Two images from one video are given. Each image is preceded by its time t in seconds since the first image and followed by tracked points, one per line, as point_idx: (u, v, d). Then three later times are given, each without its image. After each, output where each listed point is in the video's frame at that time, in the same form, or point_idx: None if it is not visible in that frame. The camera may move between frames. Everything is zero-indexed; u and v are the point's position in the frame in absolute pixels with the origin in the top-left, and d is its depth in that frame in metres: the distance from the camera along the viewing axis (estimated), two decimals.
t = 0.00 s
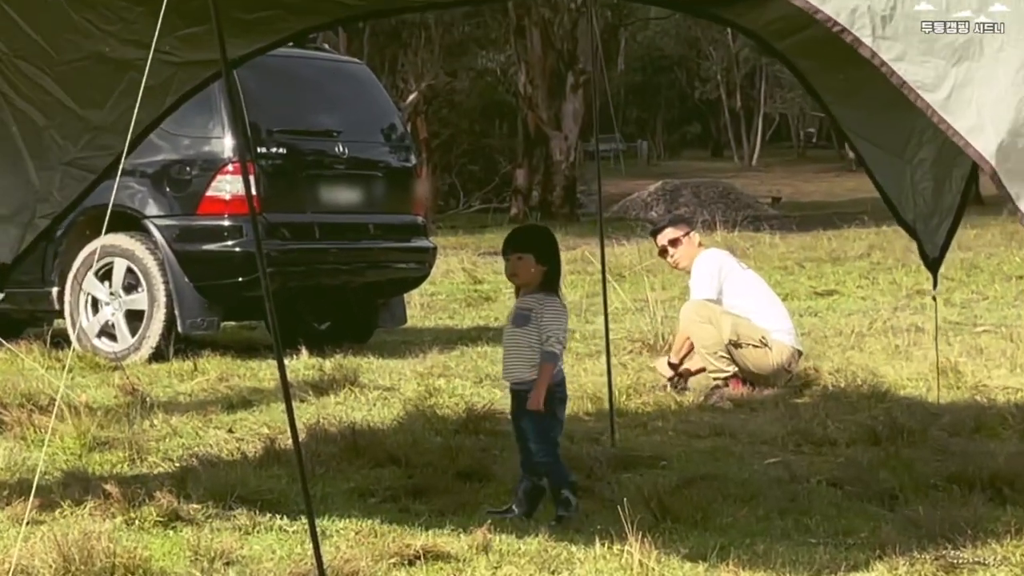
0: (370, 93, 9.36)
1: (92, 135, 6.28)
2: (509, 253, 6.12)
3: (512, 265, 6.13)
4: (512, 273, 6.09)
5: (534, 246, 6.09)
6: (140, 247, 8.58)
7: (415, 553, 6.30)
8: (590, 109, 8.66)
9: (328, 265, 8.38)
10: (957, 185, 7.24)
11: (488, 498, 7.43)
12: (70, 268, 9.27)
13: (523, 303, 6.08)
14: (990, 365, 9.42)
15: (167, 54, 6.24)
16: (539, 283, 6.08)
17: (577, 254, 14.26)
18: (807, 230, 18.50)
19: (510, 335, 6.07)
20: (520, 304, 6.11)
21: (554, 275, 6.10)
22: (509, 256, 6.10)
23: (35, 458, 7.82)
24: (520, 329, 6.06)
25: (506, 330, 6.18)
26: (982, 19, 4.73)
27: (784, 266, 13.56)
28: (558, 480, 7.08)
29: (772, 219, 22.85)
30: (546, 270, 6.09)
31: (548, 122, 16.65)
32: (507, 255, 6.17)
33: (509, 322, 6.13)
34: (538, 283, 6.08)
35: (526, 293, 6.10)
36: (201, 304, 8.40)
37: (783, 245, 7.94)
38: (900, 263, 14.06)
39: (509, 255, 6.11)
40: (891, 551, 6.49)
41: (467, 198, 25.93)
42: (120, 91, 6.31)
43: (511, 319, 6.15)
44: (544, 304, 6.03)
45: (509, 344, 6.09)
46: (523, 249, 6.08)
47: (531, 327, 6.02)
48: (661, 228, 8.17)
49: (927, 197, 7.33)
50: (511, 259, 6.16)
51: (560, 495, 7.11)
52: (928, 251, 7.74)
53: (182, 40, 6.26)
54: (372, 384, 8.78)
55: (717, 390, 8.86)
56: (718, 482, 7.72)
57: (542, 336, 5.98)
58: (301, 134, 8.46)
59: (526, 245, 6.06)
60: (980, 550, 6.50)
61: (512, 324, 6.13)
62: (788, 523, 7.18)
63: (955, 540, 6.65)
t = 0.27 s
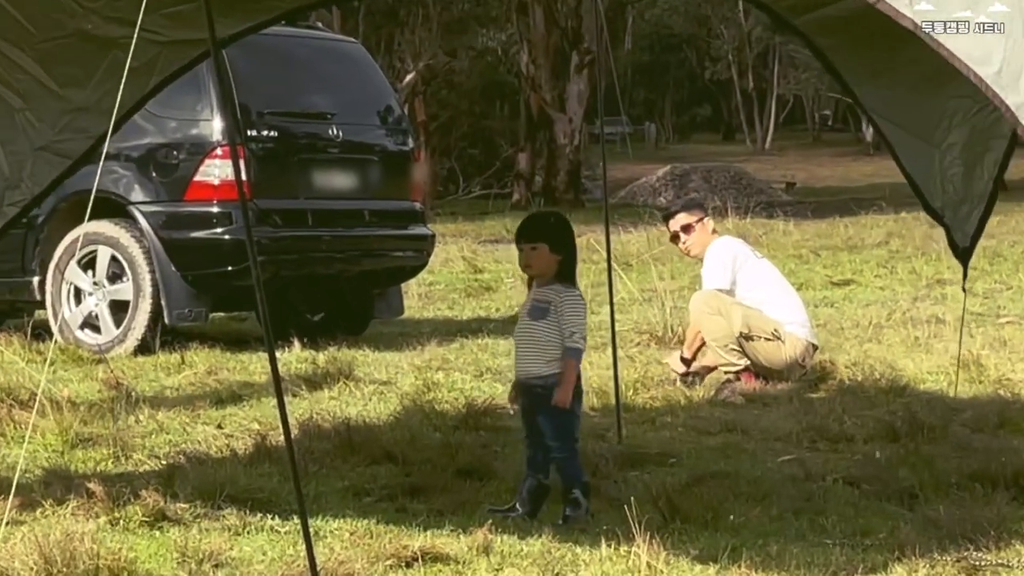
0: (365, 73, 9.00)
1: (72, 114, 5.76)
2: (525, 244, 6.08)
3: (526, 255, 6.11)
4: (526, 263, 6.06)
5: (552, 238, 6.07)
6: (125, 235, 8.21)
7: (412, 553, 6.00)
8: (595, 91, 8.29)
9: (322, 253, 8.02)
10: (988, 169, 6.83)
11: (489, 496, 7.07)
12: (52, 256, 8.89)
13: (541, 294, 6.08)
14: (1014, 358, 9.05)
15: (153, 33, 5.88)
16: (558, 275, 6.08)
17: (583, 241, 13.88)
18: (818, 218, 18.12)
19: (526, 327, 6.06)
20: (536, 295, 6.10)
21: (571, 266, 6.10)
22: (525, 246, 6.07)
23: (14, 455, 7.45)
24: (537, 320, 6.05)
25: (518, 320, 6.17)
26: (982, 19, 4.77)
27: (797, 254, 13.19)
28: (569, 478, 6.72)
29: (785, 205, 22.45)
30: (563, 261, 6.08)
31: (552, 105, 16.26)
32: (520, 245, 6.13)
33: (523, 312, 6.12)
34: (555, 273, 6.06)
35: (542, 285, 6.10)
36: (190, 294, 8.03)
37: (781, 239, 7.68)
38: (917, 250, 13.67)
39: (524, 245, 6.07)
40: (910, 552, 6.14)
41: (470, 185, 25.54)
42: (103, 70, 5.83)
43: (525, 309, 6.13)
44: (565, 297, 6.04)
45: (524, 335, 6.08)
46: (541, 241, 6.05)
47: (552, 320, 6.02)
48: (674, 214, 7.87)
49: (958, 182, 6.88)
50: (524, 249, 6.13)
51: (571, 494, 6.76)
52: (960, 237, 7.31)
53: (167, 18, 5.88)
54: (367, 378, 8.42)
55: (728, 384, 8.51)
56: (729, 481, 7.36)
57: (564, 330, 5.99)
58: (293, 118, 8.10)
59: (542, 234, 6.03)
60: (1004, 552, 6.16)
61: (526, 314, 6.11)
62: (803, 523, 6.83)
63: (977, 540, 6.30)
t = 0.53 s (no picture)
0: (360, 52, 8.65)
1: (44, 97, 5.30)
2: (539, 235, 5.79)
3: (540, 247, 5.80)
4: (540, 257, 5.78)
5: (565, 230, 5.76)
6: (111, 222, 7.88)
7: (410, 555, 5.89)
8: (600, 72, 7.96)
9: (316, 241, 7.69)
10: None
11: (490, 495, 6.74)
12: (33, 244, 8.55)
13: (554, 288, 5.78)
14: None
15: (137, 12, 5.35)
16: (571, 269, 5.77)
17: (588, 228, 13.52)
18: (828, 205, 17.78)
19: (540, 323, 5.78)
20: (550, 289, 5.80)
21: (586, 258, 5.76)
22: (537, 239, 5.79)
23: None
24: (550, 315, 5.76)
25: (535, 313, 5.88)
26: (982, 20, 4.48)
27: (809, 243, 12.85)
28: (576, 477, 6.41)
29: (795, 193, 22.10)
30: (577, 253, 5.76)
31: (556, 89, 15.91)
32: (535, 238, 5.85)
33: (539, 306, 5.83)
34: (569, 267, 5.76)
35: (557, 278, 5.79)
36: (177, 283, 7.71)
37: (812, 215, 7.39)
38: (935, 240, 13.32)
39: (537, 238, 5.78)
40: (931, 553, 5.82)
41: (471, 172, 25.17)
42: (80, 52, 5.37)
43: (540, 303, 5.84)
44: (577, 293, 5.71)
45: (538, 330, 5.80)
46: (553, 233, 5.75)
47: (563, 317, 5.72)
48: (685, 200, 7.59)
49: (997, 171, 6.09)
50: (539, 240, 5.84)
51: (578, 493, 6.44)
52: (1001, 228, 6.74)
53: None
54: (363, 372, 8.08)
55: (740, 378, 8.17)
56: (740, 478, 7.03)
57: (575, 328, 5.67)
58: (285, 99, 7.77)
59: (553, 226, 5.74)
60: None
61: (541, 308, 5.83)
62: (819, 523, 6.50)
63: (999, 541, 5.98)
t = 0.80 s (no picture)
0: (356, 32, 8.33)
1: (11, 82, 4.95)
2: (534, 218, 5.45)
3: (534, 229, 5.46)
4: (535, 243, 5.43)
5: (563, 213, 5.44)
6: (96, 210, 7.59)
7: (407, 554, 5.50)
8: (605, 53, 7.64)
9: (310, 229, 7.38)
10: None
11: (491, 493, 6.44)
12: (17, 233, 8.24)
13: (549, 274, 5.45)
14: None
15: None
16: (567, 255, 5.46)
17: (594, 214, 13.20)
18: (840, 191, 17.43)
19: (530, 308, 5.45)
20: (539, 273, 5.47)
21: (581, 243, 5.47)
22: (534, 222, 5.45)
23: None
24: (544, 302, 5.43)
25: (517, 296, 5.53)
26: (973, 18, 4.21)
27: (822, 230, 12.52)
28: (567, 473, 6.08)
29: (804, 179, 21.76)
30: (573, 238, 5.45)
31: (561, 72, 15.58)
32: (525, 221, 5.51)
33: (525, 290, 5.49)
34: (565, 254, 5.46)
35: (550, 263, 5.47)
36: (166, 274, 7.43)
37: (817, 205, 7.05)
38: (953, 226, 12.99)
39: (532, 222, 5.44)
40: (951, 554, 5.52)
41: (474, 158, 24.85)
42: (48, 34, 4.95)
43: (527, 286, 5.49)
44: (577, 281, 5.42)
45: (525, 315, 5.46)
46: (552, 217, 5.42)
47: (562, 306, 5.40)
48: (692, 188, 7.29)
49: None
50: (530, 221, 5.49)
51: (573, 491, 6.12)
52: None
53: None
54: (359, 364, 7.77)
55: (751, 372, 7.86)
56: (751, 476, 6.72)
57: (575, 317, 5.39)
58: (277, 81, 7.45)
59: (553, 213, 5.42)
60: None
61: (527, 292, 5.48)
62: (835, 524, 6.19)
63: None
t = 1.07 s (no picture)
0: (351, 13, 8.03)
1: None
2: (536, 206, 5.17)
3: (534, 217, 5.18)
4: (537, 232, 5.15)
5: (566, 201, 5.17)
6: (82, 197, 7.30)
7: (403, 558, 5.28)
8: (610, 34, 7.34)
9: (304, 217, 7.10)
10: None
11: (492, 492, 6.15)
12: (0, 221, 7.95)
13: (550, 264, 5.17)
14: None
15: None
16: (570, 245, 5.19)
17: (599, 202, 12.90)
18: (855, 178, 17.09)
19: (531, 300, 5.16)
20: (540, 263, 5.19)
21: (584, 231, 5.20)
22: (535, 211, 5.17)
23: None
24: (546, 293, 5.14)
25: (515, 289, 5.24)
26: None
27: (837, 219, 12.20)
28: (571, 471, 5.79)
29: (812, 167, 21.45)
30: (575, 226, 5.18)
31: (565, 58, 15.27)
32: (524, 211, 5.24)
33: (524, 282, 5.20)
34: (567, 244, 5.18)
35: (551, 253, 5.19)
36: (155, 265, 7.13)
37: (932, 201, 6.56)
38: (970, 215, 12.68)
39: (534, 210, 5.16)
40: (972, 556, 5.23)
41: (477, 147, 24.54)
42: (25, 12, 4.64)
43: (526, 278, 5.21)
44: (580, 271, 5.13)
45: (526, 307, 5.18)
46: (555, 205, 5.15)
47: (564, 296, 5.12)
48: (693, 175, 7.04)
49: None
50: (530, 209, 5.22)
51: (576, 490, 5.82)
52: None
53: None
54: (355, 358, 7.48)
55: (763, 366, 7.57)
56: (762, 474, 6.43)
57: (578, 308, 5.10)
58: (269, 64, 7.16)
59: (556, 200, 5.15)
60: None
61: (528, 284, 5.19)
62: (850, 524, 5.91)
63: None
